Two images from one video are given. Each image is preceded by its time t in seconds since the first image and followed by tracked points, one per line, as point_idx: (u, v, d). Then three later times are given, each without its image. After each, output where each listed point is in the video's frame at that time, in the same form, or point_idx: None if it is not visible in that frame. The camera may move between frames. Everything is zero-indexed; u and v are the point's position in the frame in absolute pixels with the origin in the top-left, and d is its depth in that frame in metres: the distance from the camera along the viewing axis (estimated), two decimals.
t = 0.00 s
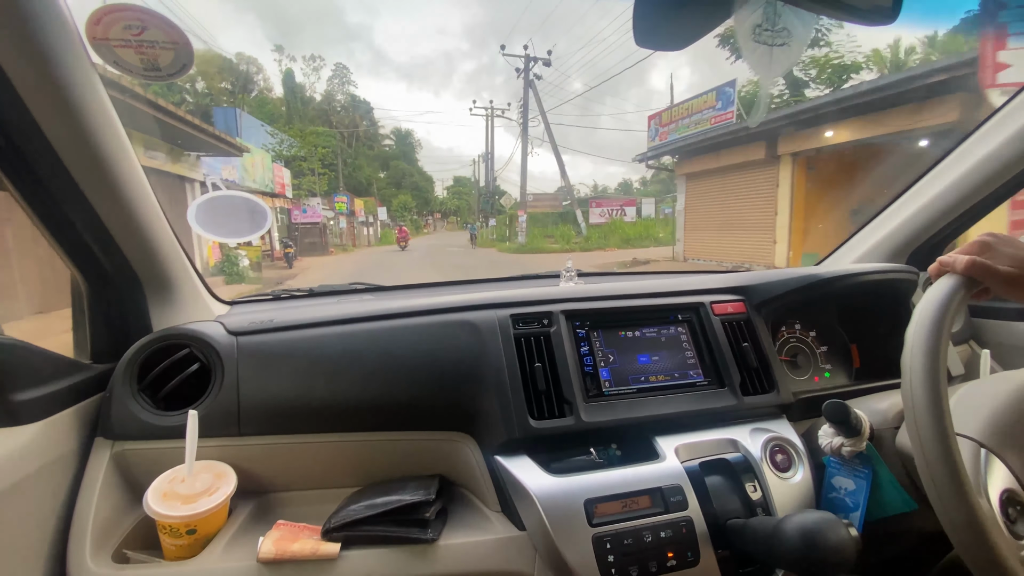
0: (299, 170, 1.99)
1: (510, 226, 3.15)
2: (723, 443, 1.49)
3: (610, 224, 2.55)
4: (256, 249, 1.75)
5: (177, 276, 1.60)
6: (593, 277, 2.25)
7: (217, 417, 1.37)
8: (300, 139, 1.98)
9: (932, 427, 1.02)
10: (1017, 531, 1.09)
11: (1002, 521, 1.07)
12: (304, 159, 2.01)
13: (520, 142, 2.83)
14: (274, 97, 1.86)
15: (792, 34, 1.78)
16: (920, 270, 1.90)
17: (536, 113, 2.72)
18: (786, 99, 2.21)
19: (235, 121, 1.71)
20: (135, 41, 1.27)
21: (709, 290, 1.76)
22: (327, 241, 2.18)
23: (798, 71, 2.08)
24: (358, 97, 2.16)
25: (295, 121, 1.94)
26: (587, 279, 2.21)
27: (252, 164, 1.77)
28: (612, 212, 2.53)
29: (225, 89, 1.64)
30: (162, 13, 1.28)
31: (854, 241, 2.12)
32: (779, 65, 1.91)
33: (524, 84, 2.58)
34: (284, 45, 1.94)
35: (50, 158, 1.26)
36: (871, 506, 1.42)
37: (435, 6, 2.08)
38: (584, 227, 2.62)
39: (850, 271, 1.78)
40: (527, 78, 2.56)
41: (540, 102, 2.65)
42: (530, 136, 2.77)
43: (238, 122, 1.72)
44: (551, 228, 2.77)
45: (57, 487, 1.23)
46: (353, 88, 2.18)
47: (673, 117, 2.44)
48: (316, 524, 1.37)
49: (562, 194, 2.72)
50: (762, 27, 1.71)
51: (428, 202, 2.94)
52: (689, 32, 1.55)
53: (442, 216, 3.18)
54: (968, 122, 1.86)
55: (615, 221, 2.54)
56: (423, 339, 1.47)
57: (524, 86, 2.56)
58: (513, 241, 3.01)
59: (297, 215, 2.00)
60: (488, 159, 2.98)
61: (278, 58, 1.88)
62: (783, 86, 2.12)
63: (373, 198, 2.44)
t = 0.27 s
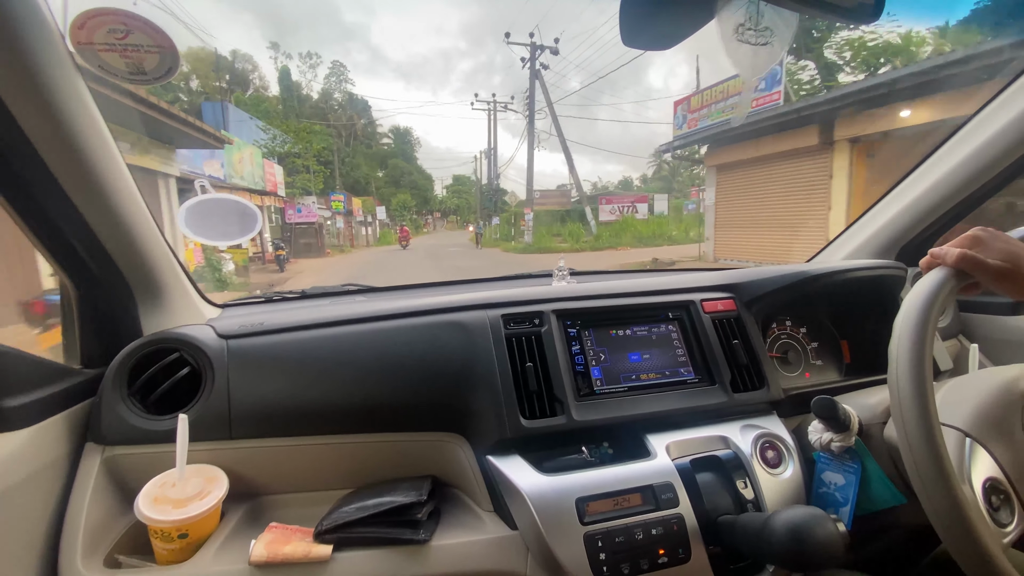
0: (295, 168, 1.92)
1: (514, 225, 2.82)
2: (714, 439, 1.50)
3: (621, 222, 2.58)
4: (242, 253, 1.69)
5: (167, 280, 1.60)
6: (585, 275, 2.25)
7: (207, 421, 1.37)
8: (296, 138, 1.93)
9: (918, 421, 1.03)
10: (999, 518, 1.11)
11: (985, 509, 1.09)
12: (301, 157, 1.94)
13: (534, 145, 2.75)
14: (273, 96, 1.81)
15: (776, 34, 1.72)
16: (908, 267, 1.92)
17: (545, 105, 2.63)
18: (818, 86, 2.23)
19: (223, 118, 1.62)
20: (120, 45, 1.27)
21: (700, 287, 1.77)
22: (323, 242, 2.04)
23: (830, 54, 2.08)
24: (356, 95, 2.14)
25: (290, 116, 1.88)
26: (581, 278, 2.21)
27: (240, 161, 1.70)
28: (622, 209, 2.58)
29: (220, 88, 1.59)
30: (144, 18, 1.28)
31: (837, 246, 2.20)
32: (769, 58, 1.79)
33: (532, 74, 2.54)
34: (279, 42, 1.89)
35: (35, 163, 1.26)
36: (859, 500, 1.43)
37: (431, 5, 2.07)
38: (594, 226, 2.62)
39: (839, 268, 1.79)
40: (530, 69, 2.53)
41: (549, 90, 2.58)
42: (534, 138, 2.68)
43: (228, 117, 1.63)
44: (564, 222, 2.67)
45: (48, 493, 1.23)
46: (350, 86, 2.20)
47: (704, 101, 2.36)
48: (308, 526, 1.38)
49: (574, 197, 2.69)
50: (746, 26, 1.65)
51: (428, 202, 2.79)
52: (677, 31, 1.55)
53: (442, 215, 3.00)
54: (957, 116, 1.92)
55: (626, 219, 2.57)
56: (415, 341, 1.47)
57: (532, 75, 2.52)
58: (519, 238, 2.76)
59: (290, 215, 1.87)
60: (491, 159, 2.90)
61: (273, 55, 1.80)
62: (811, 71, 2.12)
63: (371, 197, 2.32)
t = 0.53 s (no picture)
0: (286, 164, 1.84)
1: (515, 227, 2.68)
2: (711, 440, 1.50)
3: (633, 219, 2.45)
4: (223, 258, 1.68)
5: (160, 287, 1.58)
6: (581, 277, 2.25)
7: (203, 428, 1.36)
8: (288, 134, 1.85)
9: (913, 416, 1.04)
10: (980, 495, 1.16)
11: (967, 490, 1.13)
12: (294, 154, 1.87)
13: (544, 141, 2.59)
14: (265, 95, 1.79)
15: (769, 35, 1.72)
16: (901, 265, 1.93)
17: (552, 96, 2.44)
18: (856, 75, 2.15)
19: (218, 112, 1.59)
20: (110, 50, 1.26)
21: (695, 288, 1.77)
22: (319, 244, 2.01)
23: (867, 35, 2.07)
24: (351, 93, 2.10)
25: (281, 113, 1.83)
26: (577, 279, 2.20)
27: (224, 156, 1.62)
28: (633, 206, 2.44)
29: (213, 86, 1.58)
30: (132, 22, 1.25)
31: (833, 241, 2.22)
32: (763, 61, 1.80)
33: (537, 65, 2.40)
34: (273, 39, 1.86)
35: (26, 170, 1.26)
36: (855, 498, 1.44)
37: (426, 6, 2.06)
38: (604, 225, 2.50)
39: (833, 267, 1.80)
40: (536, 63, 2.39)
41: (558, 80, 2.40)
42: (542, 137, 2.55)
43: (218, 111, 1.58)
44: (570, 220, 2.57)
45: (43, 503, 1.22)
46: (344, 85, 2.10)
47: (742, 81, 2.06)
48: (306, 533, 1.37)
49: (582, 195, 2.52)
50: (739, 29, 1.65)
51: (425, 200, 2.61)
52: (671, 33, 1.55)
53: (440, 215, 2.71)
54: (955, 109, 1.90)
55: (636, 216, 2.44)
56: (412, 345, 1.47)
57: (537, 65, 2.35)
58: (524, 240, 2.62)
59: (283, 214, 1.83)
60: (493, 157, 2.75)
61: (267, 54, 1.82)
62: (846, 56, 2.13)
63: (369, 197, 2.24)
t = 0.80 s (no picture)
0: (273, 157, 1.83)
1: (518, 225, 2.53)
2: (705, 435, 1.50)
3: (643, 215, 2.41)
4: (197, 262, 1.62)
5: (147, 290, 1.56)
6: (574, 274, 2.24)
7: (191, 433, 1.34)
8: (277, 128, 1.86)
9: (905, 407, 1.04)
10: (966, 475, 1.15)
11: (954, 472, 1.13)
12: (283, 149, 1.87)
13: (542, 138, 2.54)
14: (257, 91, 1.78)
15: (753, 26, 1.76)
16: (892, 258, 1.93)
17: (556, 85, 2.42)
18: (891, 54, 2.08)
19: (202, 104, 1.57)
20: (87, 50, 1.24)
21: (688, 283, 1.77)
22: (310, 243, 1.90)
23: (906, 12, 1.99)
24: (343, 89, 2.09)
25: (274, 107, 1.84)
26: (571, 276, 2.20)
27: (202, 148, 1.56)
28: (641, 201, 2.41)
29: (201, 81, 1.60)
30: (111, 21, 1.24)
31: (827, 232, 2.21)
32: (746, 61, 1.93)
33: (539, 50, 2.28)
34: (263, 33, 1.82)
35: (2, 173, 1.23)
36: (848, 490, 1.44)
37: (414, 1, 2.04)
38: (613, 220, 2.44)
39: (825, 260, 1.80)
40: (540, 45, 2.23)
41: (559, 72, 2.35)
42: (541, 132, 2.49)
43: (202, 105, 1.56)
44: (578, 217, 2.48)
45: (29, 512, 1.20)
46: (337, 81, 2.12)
47: (789, 58, 2.18)
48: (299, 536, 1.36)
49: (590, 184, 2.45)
50: (724, 21, 1.67)
51: (420, 197, 2.55)
52: (659, 28, 1.55)
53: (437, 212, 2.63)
54: (937, 106, 1.92)
55: (646, 211, 2.40)
56: (403, 345, 1.46)
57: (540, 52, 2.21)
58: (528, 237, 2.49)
59: (270, 212, 1.75)
60: (490, 151, 2.65)
61: (257, 48, 1.79)
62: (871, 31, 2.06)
63: (362, 195, 2.18)
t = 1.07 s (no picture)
0: (261, 151, 1.69)
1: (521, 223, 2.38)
2: (709, 437, 1.48)
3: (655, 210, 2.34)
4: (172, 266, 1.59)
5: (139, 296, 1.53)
6: (574, 274, 2.21)
7: (185, 440, 1.31)
8: (266, 121, 1.71)
9: (914, 415, 1.02)
10: (971, 466, 1.13)
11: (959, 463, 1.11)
12: (273, 141, 1.72)
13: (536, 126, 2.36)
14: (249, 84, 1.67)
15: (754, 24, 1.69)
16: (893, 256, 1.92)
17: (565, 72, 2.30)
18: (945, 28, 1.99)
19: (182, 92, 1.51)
20: (75, 48, 1.23)
21: (689, 283, 1.75)
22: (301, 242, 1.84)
23: None
24: (337, 84, 1.94)
25: (264, 100, 1.70)
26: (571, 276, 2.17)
27: (177, 138, 1.49)
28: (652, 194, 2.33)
29: (189, 76, 1.54)
30: (97, 18, 1.23)
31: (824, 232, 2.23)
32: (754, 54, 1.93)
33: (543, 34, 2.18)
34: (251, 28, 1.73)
35: None
36: (853, 491, 1.43)
37: None
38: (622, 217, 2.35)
39: (827, 259, 1.78)
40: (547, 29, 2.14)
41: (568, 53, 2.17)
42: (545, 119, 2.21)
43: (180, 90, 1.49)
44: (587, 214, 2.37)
45: (19, 523, 1.17)
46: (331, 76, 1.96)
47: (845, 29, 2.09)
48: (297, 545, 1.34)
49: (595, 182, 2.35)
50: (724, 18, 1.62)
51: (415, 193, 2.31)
52: (655, 24, 1.53)
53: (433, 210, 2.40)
54: (938, 103, 1.91)
55: (656, 206, 2.33)
56: (401, 348, 1.43)
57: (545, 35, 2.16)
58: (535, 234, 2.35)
59: (258, 209, 1.70)
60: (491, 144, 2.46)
61: (245, 41, 1.68)
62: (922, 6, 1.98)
63: (356, 191, 2.02)
